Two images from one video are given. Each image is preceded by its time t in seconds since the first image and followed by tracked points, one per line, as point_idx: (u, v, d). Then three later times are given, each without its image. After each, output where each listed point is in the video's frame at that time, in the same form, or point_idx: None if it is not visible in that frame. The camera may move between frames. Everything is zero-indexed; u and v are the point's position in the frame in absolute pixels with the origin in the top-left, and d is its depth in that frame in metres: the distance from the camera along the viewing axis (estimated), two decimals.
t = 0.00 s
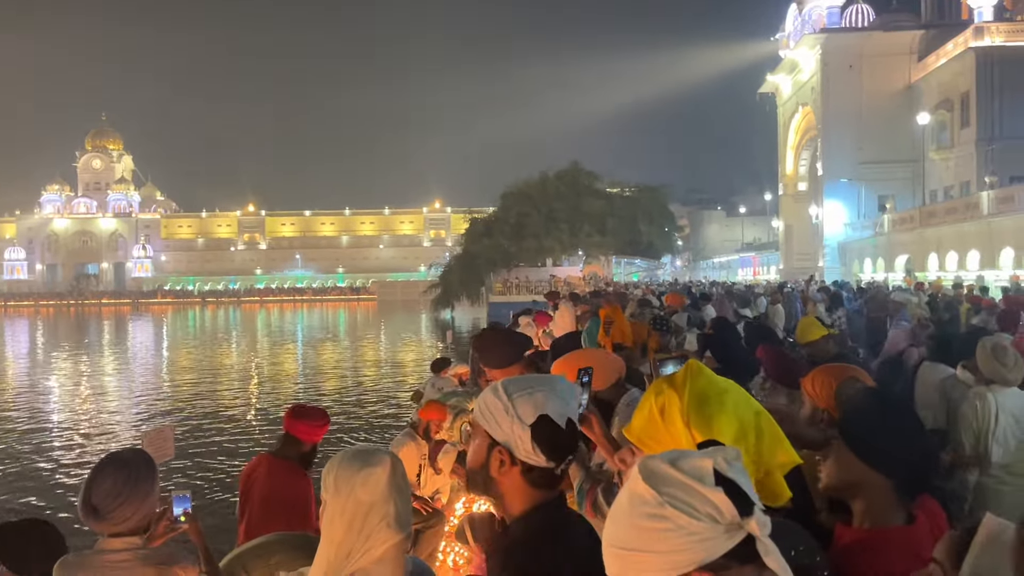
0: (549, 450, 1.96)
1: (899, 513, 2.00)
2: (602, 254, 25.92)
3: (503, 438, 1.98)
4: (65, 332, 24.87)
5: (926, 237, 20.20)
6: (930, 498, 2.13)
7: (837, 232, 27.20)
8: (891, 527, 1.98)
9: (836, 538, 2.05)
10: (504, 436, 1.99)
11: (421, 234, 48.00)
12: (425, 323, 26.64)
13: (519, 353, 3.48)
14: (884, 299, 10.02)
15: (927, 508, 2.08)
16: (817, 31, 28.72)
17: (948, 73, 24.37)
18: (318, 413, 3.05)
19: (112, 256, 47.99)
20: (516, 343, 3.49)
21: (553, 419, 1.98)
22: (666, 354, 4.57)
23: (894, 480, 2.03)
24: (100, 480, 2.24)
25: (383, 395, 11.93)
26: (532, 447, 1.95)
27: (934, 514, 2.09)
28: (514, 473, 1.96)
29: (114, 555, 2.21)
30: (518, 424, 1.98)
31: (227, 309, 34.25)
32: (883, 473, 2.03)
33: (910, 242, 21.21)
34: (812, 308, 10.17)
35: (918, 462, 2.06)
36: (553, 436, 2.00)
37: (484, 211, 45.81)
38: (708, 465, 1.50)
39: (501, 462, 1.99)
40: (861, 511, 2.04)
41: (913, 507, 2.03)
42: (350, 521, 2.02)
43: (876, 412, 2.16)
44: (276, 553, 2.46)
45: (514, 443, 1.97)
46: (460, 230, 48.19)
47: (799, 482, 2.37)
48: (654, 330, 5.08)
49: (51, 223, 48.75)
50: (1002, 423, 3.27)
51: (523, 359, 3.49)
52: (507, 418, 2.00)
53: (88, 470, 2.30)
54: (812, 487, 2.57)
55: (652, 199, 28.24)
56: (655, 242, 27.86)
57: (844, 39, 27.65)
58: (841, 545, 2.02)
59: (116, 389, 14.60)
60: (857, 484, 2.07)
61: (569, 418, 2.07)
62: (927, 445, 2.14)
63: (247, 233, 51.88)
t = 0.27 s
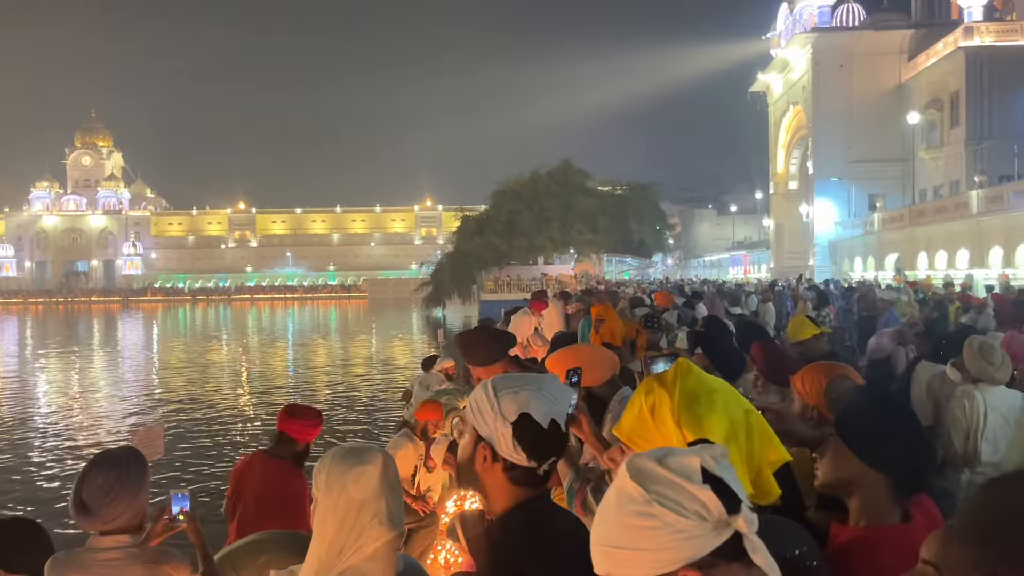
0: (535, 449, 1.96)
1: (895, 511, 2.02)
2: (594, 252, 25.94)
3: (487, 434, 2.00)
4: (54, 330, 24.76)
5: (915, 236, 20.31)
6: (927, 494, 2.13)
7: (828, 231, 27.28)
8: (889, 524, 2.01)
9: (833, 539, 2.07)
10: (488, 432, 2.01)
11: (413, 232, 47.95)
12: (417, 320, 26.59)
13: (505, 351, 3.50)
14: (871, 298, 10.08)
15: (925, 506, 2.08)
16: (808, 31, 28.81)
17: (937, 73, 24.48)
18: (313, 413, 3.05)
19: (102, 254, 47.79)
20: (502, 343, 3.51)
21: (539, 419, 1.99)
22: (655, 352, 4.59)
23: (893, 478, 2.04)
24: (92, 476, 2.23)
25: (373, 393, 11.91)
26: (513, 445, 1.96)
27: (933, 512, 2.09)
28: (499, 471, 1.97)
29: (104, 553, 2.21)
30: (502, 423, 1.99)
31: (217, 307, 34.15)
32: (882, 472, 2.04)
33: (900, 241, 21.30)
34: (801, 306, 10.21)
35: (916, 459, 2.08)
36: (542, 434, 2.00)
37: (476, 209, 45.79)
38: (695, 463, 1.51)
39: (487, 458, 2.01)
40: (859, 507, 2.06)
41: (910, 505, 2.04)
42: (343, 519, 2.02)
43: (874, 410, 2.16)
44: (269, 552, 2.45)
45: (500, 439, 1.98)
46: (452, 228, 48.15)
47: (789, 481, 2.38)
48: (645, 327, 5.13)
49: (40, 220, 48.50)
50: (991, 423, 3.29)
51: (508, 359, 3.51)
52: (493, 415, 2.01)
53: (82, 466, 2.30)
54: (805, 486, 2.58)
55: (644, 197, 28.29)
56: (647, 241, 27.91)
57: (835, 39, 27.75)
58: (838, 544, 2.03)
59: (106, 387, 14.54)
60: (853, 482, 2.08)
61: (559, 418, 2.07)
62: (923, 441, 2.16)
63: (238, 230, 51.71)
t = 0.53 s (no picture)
0: (525, 450, 1.97)
1: (894, 511, 2.04)
2: (588, 252, 25.97)
3: (479, 430, 2.01)
4: (47, 328, 24.64)
5: (909, 235, 20.37)
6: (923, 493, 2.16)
7: (821, 231, 27.34)
8: (887, 523, 2.02)
9: (831, 537, 2.09)
10: (481, 427, 2.02)
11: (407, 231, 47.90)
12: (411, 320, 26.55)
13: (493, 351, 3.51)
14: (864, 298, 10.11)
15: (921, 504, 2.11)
16: (802, 31, 28.86)
17: (931, 73, 24.55)
18: (307, 413, 3.06)
19: (96, 253, 47.62)
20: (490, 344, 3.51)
21: (533, 418, 1.99)
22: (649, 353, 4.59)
23: (892, 480, 2.07)
24: (85, 476, 2.24)
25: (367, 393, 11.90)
26: (502, 444, 1.97)
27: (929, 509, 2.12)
28: (493, 470, 1.98)
29: (96, 552, 2.21)
30: (494, 420, 2.00)
31: (211, 306, 34.06)
32: (881, 472, 2.07)
33: (894, 241, 21.35)
34: (795, 305, 10.23)
35: (916, 461, 2.10)
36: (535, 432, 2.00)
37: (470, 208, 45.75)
38: (689, 462, 1.51)
39: (481, 456, 2.01)
40: (858, 505, 2.08)
41: (908, 504, 2.07)
42: (338, 517, 2.02)
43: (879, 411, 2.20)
44: (264, 550, 2.46)
45: (493, 439, 1.99)
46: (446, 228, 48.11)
47: (782, 479, 2.39)
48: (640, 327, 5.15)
49: (33, 219, 48.37)
50: (982, 424, 3.31)
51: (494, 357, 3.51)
52: (485, 411, 2.03)
53: (76, 465, 2.30)
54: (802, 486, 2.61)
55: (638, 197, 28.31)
56: (641, 240, 27.93)
57: (828, 39, 27.81)
58: (836, 543, 2.04)
59: (99, 386, 14.50)
60: (851, 481, 2.10)
61: (551, 418, 2.08)
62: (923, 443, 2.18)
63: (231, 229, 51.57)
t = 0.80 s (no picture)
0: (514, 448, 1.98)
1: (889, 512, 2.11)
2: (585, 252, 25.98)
3: (475, 428, 2.03)
4: (44, 328, 24.60)
5: (905, 236, 20.41)
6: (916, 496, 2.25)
7: (818, 231, 27.38)
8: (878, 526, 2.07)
9: (830, 537, 2.10)
10: (476, 427, 2.03)
11: (404, 231, 47.91)
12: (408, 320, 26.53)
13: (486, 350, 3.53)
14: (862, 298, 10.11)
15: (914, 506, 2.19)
16: (799, 32, 28.92)
17: (927, 74, 24.60)
18: (301, 410, 3.06)
19: (93, 252, 47.56)
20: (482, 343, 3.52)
21: (529, 418, 2.01)
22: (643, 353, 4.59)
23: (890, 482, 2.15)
24: (80, 476, 2.24)
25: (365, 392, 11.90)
26: (496, 444, 1.98)
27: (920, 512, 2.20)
28: (488, 469, 1.99)
29: (91, 552, 2.21)
30: (486, 418, 2.02)
31: (208, 306, 34.04)
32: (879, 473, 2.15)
33: (890, 241, 21.37)
34: (792, 305, 10.24)
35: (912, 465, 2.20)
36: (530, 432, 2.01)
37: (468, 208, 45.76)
38: (682, 462, 1.52)
39: (479, 454, 2.02)
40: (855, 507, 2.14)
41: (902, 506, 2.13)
42: (336, 518, 2.03)
43: (887, 428, 2.29)
44: (262, 549, 2.46)
45: (485, 435, 2.01)
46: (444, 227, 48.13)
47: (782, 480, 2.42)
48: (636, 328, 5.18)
49: (29, 218, 48.26)
50: (975, 423, 3.32)
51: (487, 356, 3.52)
52: (478, 409, 2.05)
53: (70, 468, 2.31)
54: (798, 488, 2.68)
55: (636, 197, 28.34)
56: (638, 240, 27.95)
57: (825, 40, 27.87)
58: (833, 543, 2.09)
59: (95, 386, 14.50)
60: (850, 483, 2.18)
61: (548, 418, 2.09)
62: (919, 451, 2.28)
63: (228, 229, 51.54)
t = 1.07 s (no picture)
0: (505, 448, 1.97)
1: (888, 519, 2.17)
2: (584, 252, 25.97)
3: (473, 429, 2.03)
4: (42, 328, 24.53)
5: (904, 236, 20.39)
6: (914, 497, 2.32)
7: (816, 232, 27.37)
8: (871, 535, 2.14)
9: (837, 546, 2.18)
10: (476, 427, 2.04)
11: (403, 231, 47.88)
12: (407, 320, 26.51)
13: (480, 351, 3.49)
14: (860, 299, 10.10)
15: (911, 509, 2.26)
16: (798, 32, 28.91)
17: (926, 75, 24.59)
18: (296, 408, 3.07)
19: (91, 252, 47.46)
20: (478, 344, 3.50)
21: (527, 417, 2.02)
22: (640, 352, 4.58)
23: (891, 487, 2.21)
24: (78, 475, 2.24)
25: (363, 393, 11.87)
26: (497, 445, 1.98)
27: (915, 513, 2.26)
28: (485, 468, 1.99)
29: (91, 553, 2.21)
30: (484, 419, 2.03)
31: (206, 306, 33.98)
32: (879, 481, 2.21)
33: (889, 241, 21.36)
34: (790, 306, 10.23)
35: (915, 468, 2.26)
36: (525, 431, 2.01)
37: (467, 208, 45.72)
38: (673, 461, 1.51)
39: (476, 454, 2.03)
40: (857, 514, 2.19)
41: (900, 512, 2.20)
42: (334, 518, 2.02)
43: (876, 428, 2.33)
44: (263, 548, 2.46)
45: (482, 434, 2.01)
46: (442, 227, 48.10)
47: (779, 478, 2.42)
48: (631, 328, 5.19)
49: (28, 218, 48.23)
50: (973, 424, 3.32)
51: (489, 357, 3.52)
52: (476, 410, 2.07)
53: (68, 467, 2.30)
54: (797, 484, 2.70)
55: (635, 198, 28.32)
56: (637, 241, 27.93)
57: (824, 40, 27.88)
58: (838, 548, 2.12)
59: (94, 385, 14.49)
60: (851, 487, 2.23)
61: (547, 417, 2.09)
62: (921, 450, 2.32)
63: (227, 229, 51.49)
